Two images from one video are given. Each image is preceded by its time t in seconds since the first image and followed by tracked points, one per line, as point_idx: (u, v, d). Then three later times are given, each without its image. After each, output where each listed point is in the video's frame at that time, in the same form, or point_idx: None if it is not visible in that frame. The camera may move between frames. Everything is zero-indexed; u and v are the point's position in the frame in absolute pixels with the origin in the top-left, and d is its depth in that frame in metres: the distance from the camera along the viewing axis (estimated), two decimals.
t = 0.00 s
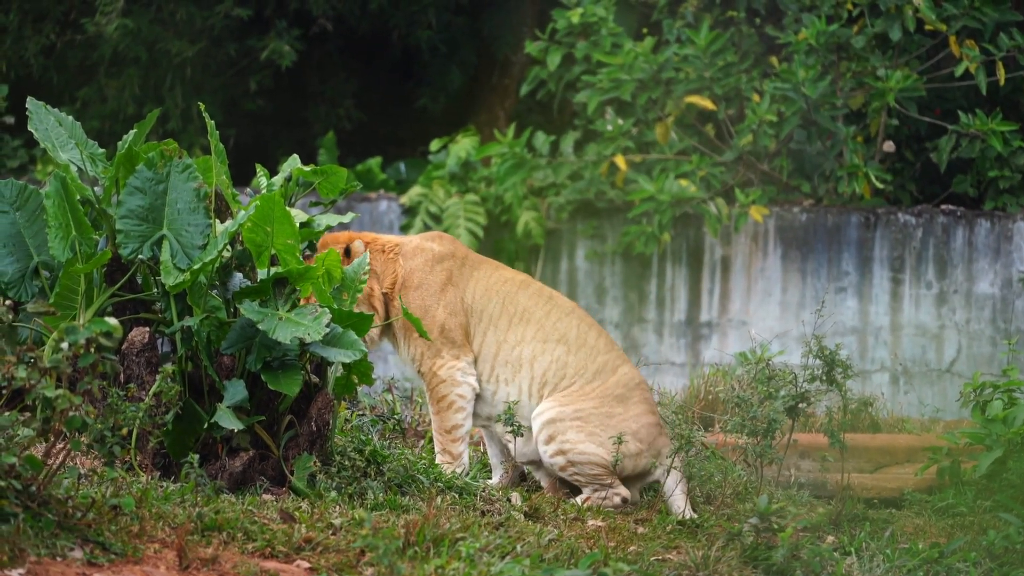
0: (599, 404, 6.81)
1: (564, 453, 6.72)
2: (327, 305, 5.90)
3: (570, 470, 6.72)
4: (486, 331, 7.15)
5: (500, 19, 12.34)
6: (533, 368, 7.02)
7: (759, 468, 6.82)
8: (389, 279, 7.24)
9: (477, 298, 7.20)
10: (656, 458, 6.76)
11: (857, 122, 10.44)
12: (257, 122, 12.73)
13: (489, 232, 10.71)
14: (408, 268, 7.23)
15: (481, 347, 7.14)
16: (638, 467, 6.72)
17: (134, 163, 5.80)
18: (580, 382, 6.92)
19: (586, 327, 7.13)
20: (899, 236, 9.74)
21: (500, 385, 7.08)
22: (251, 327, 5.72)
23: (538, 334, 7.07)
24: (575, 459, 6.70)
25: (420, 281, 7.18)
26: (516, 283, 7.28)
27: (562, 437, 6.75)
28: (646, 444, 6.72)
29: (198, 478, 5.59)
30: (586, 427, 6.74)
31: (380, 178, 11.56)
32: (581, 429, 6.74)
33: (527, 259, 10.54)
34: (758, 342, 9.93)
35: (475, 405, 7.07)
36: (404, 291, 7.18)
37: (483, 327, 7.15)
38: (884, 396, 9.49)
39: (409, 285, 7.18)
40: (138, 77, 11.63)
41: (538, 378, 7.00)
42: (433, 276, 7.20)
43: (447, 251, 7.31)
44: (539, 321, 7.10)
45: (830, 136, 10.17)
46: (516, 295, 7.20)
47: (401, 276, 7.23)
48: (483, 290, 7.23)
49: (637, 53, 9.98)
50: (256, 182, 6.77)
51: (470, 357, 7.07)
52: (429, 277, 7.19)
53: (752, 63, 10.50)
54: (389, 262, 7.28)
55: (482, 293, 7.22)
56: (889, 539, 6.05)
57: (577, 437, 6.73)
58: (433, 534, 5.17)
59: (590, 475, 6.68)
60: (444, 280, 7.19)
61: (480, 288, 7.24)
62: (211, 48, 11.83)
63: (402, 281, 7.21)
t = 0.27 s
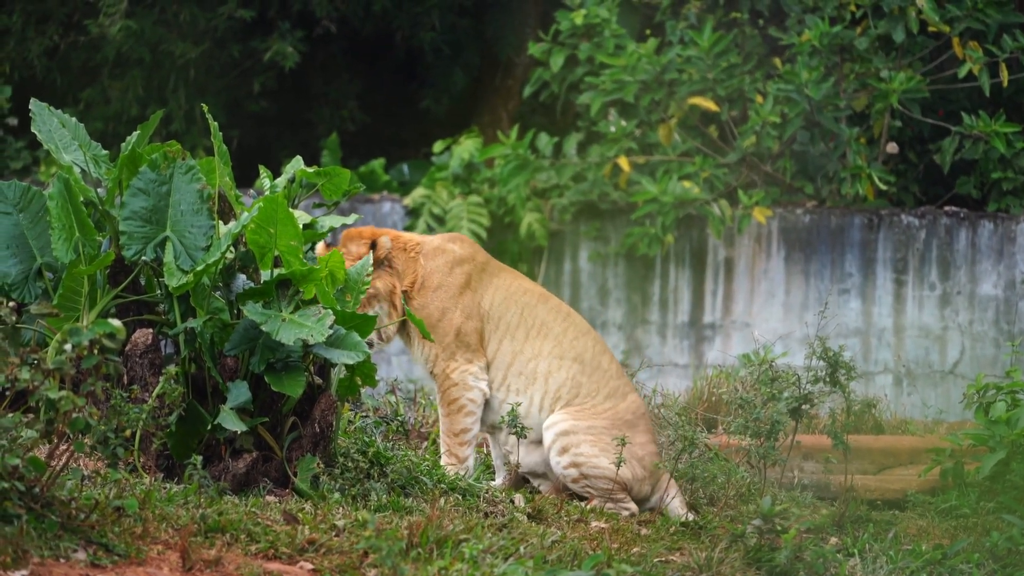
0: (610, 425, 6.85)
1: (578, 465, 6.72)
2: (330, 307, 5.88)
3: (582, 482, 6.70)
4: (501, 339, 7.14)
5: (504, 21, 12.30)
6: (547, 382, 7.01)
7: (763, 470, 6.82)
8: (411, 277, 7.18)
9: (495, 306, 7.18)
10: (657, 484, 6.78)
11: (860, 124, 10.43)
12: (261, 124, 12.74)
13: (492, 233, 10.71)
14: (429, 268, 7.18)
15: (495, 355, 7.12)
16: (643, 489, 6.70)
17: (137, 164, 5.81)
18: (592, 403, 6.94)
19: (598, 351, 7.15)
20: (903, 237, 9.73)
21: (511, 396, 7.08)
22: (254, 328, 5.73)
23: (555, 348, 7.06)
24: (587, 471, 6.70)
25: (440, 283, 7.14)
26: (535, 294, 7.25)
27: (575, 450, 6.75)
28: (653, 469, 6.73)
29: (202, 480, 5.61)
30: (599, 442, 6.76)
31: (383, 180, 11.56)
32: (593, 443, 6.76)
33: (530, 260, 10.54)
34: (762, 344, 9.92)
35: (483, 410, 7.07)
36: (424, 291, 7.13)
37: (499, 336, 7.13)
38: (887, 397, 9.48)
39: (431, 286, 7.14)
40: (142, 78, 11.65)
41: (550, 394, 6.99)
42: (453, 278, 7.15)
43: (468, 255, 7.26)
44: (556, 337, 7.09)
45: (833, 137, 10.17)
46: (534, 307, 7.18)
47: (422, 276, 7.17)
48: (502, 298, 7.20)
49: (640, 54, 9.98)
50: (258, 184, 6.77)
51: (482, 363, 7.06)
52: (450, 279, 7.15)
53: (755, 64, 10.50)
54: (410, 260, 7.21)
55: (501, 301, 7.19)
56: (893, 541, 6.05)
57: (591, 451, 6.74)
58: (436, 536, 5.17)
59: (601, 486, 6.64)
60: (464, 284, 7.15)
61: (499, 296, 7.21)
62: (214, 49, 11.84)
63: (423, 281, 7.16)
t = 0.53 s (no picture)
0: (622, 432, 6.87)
1: (588, 463, 6.71)
2: (333, 309, 5.88)
3: (591, 479, 6.69)
4: (522, 345, 7.15)
5: (508, 23, 12.36)
6: (563, 390, 7.01)
7: (766, 472, 6.82)
8: (439, 274, 7.21)
9: (517, 312, 7.20)
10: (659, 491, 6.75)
11: (864, 125, 10.42)
12: (264, 126, 12.75)
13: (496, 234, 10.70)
14: (456, 268, 7.22)
15: (514, 360, 7.14)
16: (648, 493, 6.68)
17: (141, 166, 5.81)
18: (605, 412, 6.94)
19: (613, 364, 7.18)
20: (906, 239, 9.73)
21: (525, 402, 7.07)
22: (258, 330, 5.72)
23: (573, 357, 7.07)
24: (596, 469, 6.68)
25: (466, 283, 7.18)
26: (555, 303, 7.29)
27: (588, 447, 6.72)
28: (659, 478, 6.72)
29: (205, 481, 5.60)
30: (611, 442, 6.75)
31: (387, 182, 11.57)
32: (606, 442, 6.73)
33: (533, 262, 10.54)
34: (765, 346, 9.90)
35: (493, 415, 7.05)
36: (451, 289, 7.16)
37: (519, 341, 7.15)
38: (890, 399, 9.43)
39: (457, 285, 7.17)
40: (145, 80, 11.66)
41: (565, 401, 6.99)
42: (477, 281, 7.20)
43: (494, 259, 7.32)
44: (575, 346, 7.11)
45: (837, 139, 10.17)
46: (555, 316, 7.19)
47: (449, 274, 7.20)
48: (524, 304, 7.23)
49: (643, 55, 10.00)
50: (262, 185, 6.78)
51: (498, 369, 7.08)
52: (475, 281, 7.19)
53: (759, 66, 10.49)
54: (439, 258, 7.25)
55: (523, 308, 7.21)
56: (896, 543, 6.05)
57: (603, 448, 6.71)
58: (440, 537, 5.17)
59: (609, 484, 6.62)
60: (489, 288, 7.19)
61: (520, 303, 7.23)
62: (218, 51, 11.85)
63: (450, 279, 7.19)
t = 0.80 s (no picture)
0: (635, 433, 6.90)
1: (599, 459, 6.76)
2: (337, 310, 5.91)
3: (598, 475, 6.74)
4: (538, 350, 7.15)
5: (512, 25, 12.41)
6: (579, 395, 7.02)
7: (770, 474, 6.82)
8: (460, 278, 7.14)
9: (533, 317, 7.20)
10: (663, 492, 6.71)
11: (868, 127, 10.42)
12: (269, 128, 12.76)
13: (500, 236, 10.71)
14: (476, 272, 7.18)
15: (530, 365, 7.15)
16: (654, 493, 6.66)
17: (145, 168, 5.81)
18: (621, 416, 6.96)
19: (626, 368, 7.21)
20: (910, 241, 9.72)
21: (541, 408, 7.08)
22: (262, 332, 5.73)
23: (588, 362, 7.09)
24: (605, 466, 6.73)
25: (486, 288, 7.15)
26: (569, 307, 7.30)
27: (599, 443, 6.78)
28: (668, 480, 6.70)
29: (210, 483, 5.60)
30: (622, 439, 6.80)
31: (391, 184, 11.58)
32: (617, 440, 6.79)
33: (537, 264, 10.54)
34: (769, 347, 9.92)
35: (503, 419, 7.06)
36: (472, 293, 7.12)
37: (535, 347, 7.15)
38: (894, 401, 9.43)
39: (478, 289, 7.13)
40: (149, 82, 11.68)
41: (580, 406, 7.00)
42: (496, 285, 7.18)
43: (510, 263, 7.31)
44: (589, 351, 7.12)
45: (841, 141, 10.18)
46: (570, 320, 7.20)
47: (470, 278, 7.15)
48: (540, 308, 7.23)
49: (648, 58, 10.06)
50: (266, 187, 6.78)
51: (511, 374, 7.10)
52: (494, 286, 7.17)
53: (763, 68, 10.49)
54: (459, 261, 7.17)
55: (539, 312, 7.22)
56: (900, 545, 6.04)
57: (614, 447, 6.77)
58: (444, 539, 5.17)
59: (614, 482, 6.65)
60: (507, 293, 7.19)
61: (536, 307, 7.23)
62: (222, 53, 11.87)
63: (472, 283, 7.14)
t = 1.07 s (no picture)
0: (648, 429, 6.90)
1: (614, 451, 6.73)
2: (341, 312, 5.92)
3: (612, 467, 6.72)
4: (554, 355, 7.12)
5: (516, 25, 12.41)
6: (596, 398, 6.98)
7: (774, 475, 6.83)
8: (481, 284, 7.04)
9: (548, 322, 7.17)
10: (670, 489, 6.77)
11: (871, 129, 10.42)
12: (273, 129, 12.78)
13: (503, 238, 10.72)
14: (495, 277, 7.12)
15: (546, 370, 7.10)
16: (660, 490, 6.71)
17: (149, 169, 5.82)
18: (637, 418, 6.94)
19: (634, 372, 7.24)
20: (914, 242, 9.72)
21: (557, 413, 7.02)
22: (266, 333, 5.75)
23: (603, 366, 7.08)
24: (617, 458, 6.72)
25: (505, 293, 7.10)
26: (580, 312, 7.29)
27: (616, 435, 6.75)
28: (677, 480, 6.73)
29: (213, 485, 5.62)
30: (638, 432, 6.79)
31: (394, 185, 11.59)
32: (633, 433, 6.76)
33: (541, 265, 10.54)
34: (774, 349, 9.91)
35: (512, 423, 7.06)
36: (491, 298, 7.05)
37: (551, 351, 7.11)
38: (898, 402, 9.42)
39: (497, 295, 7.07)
40: (153, 84, 11.70)
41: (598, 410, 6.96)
42: (514, 290, 7.14)
43: (524, 268, 7.27)
44: (603, 354, 7.11)
45: (845, 142, 10.17)
46: (583, 325, 7.19)
47: (489, 283, 7.08)
48: (555, 313, 7.21)
49: (651, 59, 10.03)
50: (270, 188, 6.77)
51: (525, 380, 7.07)
52: (512, 291, 7.12)
53: (766, 69, 10.49)
54: (478, 265, 7.07)
55: (553, 316, 7.19)
56: (904, 546, 6.04)
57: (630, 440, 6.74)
58: (448, 540, 5.17)
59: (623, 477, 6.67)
60: (524, 297, 7.16)
61: (550, 312, 7.21)
62: (226, 54, 11.88)
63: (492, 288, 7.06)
